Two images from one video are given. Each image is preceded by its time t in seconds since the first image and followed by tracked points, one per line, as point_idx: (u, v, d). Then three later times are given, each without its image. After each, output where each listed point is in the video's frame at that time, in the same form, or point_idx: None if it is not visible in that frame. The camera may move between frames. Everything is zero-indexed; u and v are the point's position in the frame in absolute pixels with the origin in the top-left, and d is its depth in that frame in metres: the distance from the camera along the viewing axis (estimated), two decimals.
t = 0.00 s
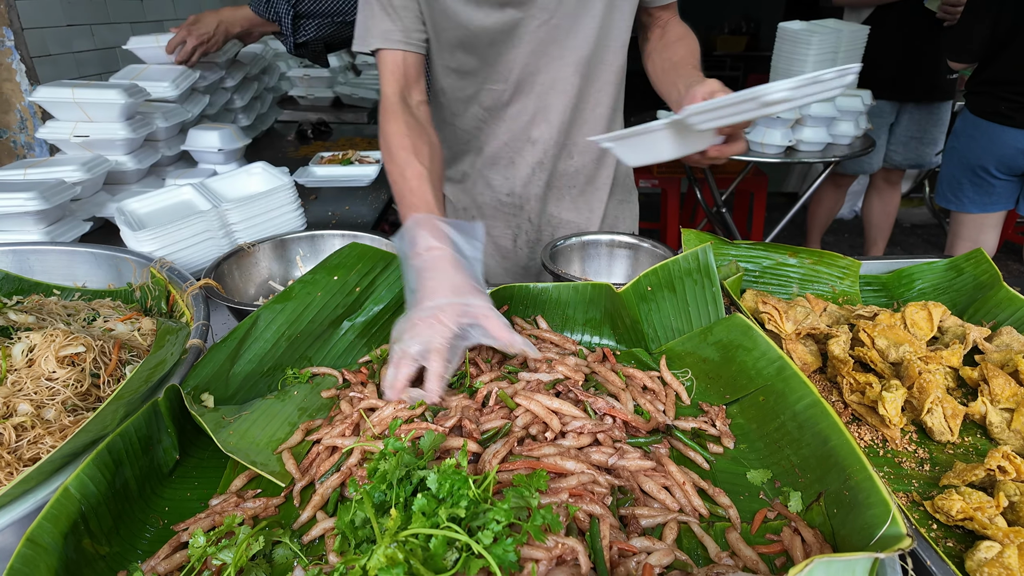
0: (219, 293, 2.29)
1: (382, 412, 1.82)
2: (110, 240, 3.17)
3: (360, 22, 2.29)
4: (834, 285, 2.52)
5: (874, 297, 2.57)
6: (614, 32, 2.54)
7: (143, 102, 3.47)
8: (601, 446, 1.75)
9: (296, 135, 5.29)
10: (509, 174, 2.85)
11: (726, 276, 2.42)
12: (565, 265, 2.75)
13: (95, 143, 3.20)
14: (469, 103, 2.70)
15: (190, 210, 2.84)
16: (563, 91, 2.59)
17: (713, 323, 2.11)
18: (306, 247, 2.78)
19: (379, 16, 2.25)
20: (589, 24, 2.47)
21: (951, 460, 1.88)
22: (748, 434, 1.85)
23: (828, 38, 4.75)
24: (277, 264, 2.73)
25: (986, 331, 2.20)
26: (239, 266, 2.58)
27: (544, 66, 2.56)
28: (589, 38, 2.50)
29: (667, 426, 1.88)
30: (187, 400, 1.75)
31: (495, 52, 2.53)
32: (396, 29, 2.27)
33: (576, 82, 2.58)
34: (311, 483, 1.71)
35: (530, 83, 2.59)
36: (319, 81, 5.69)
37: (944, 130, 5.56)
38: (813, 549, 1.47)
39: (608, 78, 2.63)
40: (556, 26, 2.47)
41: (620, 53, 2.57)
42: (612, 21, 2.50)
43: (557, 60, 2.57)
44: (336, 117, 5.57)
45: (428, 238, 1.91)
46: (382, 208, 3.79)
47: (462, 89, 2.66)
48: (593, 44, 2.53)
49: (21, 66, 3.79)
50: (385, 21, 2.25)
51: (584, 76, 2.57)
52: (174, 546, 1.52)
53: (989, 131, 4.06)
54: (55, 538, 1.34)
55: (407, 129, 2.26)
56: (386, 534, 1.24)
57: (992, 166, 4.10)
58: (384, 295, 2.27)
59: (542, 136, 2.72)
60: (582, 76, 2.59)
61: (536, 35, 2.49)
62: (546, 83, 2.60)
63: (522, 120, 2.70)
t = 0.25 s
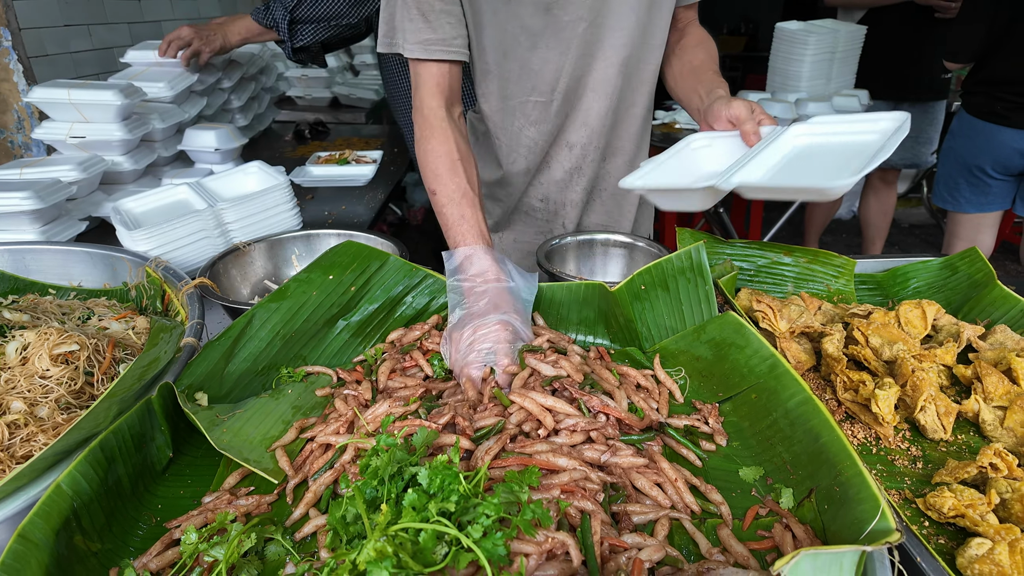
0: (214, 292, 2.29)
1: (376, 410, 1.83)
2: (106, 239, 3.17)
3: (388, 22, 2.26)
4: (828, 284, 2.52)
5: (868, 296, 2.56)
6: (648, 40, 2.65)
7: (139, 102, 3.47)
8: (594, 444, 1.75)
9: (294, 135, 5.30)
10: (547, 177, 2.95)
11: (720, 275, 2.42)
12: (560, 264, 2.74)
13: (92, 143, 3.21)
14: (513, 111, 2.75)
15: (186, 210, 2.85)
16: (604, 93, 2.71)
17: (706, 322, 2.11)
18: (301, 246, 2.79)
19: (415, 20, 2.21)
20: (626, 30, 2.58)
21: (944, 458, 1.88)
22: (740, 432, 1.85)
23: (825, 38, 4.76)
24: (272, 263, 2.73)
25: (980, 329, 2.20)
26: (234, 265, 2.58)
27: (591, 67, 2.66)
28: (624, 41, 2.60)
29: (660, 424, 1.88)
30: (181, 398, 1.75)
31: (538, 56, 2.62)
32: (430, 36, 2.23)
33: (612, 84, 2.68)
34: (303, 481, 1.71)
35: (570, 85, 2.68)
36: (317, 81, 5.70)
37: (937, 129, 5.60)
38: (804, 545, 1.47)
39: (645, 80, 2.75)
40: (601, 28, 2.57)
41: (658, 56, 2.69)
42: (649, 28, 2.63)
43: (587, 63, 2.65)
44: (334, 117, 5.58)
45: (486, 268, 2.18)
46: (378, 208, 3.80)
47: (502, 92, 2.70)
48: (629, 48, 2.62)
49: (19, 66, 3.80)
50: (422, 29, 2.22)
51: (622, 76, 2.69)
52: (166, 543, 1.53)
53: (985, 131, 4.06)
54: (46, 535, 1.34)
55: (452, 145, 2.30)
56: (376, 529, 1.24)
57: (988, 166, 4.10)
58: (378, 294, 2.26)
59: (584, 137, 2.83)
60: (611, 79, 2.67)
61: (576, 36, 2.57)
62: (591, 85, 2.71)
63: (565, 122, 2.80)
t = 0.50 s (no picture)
0: (210, 293, 2.29)
1: (370, 411, 1.83)
2: (102, 240, 3.17)
3: (368, 6, 2.17)
4: (823, 284, 2.53)
5: (863, 296, 2.57)
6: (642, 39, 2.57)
7: (135, 103, 3.47)
8: (588, 444, 1.76)
9: (291, 136, 5.30)
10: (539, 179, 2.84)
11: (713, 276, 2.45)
12: (556, 264, 2.76)
13: (88, 144, 3.21)
14: (505, 110, 2.62)
15: (182, 211, 2.85)
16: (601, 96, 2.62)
17: (700, 322, 2.12)
18: (297, 247, 2.79)
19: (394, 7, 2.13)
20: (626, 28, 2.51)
21: (937, 458, 1.89)
22: (734, 433, 1.86)
23: (821, 39, 4.77)
24: (268, 264, 2.74)
25: (973, 330, 2.21)
26: (231, 266, 2.59)
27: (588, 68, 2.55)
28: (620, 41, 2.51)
29: (655, 424, 1.89)
30: (175, 399, 1.75)
31: (530, 55, 2.50)
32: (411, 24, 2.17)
33: (609, 85, 2.60)
34: (298, 482, 1.72)
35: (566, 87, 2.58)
36: (314, 82, 5.70)
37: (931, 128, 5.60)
38: (796, 545, 1.48)
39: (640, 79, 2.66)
40: (595, 27, 2.48)
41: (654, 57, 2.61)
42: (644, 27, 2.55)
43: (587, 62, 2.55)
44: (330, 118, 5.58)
45: (431, 224, 1.79)
46: (375, 209, 3.80)
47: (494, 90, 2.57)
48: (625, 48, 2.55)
49: (15, 67, 3.79)
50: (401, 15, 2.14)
51: (618, 79, 2.60)
52: (161, 545, 1.53)
53: (980, 132, 4.08)
54: (40, 537, 1.34)
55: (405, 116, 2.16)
56: (369, 531, 1.25)
57: (983, 166, 4.12)
58: (374, 294, 2.26)
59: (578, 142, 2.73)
60: (609, 80, 2.58)
61: (574, 37, 2.47)
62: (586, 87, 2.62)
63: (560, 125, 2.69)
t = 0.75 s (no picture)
0: (208, 294, 2.29)
1: (369, 412, 1.82)
2: (100, 241, 3.16)
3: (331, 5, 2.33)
4: (821, 284, 2.54)
5: (861, 297, 2.57)
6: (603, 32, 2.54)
7: (133, 104, 3.46)
8: (587, 445, 1.76)
9: (289, 137, 5.29)
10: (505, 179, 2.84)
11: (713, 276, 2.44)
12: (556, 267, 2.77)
13: (86, 145, 3.20)
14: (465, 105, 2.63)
15: (180, 212, 2.84)
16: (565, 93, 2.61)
17: (699, 323, 2.12)
18: (295, 248, 2.78)
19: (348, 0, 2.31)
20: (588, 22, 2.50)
21: (934, 458, 1.89)
22: (733, 433, 1.86)
23: (819, 40, 4.78)
24: (266, 265, 2.73)
25: (971, 330, 2.22)
26: (229, 267, 2.58)
27: (547, 64, 2.53)
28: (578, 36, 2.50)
29: (654, 424, 1.89)
30: (173, 400, 1.75)
31: (486, 50, 2.49)
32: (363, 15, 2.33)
33: (571, 81, 2.60)
34: (297, 483, 1.72)
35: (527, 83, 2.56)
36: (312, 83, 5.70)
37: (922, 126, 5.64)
38: (795, 545, 1.49)
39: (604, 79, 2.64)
40: (554, 22, 2.45)
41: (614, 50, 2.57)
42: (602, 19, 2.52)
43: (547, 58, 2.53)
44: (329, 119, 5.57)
45: (431, 111, 1.83)
46: (373, 210, 3.80)
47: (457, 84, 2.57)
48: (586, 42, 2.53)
49: (12, 68, 3.79)
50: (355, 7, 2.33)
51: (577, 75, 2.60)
52: (160, 546, 1.53)
53: (976, 133, 4.09)
54: (39, 538, 1.34)
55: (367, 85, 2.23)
56: (368, 532, 1.25)
57: (980, 167, 4.13)
58: (373, 295, 2.25)
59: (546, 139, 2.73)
60: (571, 76, 2.57)
61: (530, 31, 2.45)
62: (547, 84, 2.60)
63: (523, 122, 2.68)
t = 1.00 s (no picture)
0: (206, 296, 2.27)
1: (368, 415, 1.82)
2: (98, 243, 3.15)
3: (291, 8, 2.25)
4: (820, 286, 2.54)
5: (860, 298, 2.57)
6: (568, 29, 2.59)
7: (131, 105, 3.45)
8: (587, 447, 1.76)
9: (287, 138, 5.29)
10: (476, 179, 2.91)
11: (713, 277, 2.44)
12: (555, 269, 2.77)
13: (83, 147, 3.19)
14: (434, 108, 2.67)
15: (178, 213, 2.83)
16: (535, 93, 2.67)
17: (699, 324, 2.12)
18: (293, 249, 2.77)
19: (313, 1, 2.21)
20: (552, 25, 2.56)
21: (935, 460, 1.89)
22: (734, 435, 1.86)
23: (817, 41, 4.78)
24: (264, 267, 2.72)
25: (970, 331, 2.22)
26: (226, 269, 2.57)
27: (514, 66, 2.59)
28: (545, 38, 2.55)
29: (654, 427, 1.89)
30: (171, 403, 1.74)
31: (454, 51, 2.53)
32: (329, 16, 2.23)
33: (540, 81, 2.66)
34: (296, 486, 1.71)
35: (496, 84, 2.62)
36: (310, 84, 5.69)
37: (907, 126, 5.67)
38: (796, 548, 1.48)
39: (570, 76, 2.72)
40: (520, 24, 2.50)
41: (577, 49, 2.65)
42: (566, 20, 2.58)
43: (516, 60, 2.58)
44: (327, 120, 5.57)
45: (448, 107, 1.95)
46: (372, 211, 3.79)
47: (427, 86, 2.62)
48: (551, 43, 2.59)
49: (9, 69, 3.77)
50: (320, 8, 2.22)
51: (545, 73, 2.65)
52: (158, 550, 1.52)
53: (974, 133, 4.10)
54: (36, 542, 1.33)
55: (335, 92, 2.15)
56: (368, 536, 1.24)
57: (978, 168, 4.13)
58: (372, 297, 2.25)
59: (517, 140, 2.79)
60: (539, 77, 2.63)
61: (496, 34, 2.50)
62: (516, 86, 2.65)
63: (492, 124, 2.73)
